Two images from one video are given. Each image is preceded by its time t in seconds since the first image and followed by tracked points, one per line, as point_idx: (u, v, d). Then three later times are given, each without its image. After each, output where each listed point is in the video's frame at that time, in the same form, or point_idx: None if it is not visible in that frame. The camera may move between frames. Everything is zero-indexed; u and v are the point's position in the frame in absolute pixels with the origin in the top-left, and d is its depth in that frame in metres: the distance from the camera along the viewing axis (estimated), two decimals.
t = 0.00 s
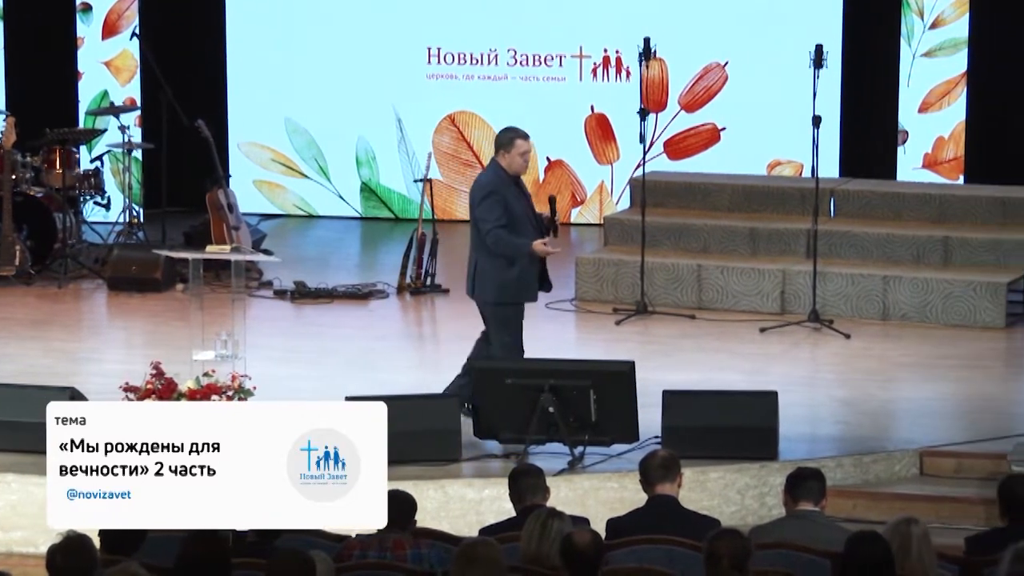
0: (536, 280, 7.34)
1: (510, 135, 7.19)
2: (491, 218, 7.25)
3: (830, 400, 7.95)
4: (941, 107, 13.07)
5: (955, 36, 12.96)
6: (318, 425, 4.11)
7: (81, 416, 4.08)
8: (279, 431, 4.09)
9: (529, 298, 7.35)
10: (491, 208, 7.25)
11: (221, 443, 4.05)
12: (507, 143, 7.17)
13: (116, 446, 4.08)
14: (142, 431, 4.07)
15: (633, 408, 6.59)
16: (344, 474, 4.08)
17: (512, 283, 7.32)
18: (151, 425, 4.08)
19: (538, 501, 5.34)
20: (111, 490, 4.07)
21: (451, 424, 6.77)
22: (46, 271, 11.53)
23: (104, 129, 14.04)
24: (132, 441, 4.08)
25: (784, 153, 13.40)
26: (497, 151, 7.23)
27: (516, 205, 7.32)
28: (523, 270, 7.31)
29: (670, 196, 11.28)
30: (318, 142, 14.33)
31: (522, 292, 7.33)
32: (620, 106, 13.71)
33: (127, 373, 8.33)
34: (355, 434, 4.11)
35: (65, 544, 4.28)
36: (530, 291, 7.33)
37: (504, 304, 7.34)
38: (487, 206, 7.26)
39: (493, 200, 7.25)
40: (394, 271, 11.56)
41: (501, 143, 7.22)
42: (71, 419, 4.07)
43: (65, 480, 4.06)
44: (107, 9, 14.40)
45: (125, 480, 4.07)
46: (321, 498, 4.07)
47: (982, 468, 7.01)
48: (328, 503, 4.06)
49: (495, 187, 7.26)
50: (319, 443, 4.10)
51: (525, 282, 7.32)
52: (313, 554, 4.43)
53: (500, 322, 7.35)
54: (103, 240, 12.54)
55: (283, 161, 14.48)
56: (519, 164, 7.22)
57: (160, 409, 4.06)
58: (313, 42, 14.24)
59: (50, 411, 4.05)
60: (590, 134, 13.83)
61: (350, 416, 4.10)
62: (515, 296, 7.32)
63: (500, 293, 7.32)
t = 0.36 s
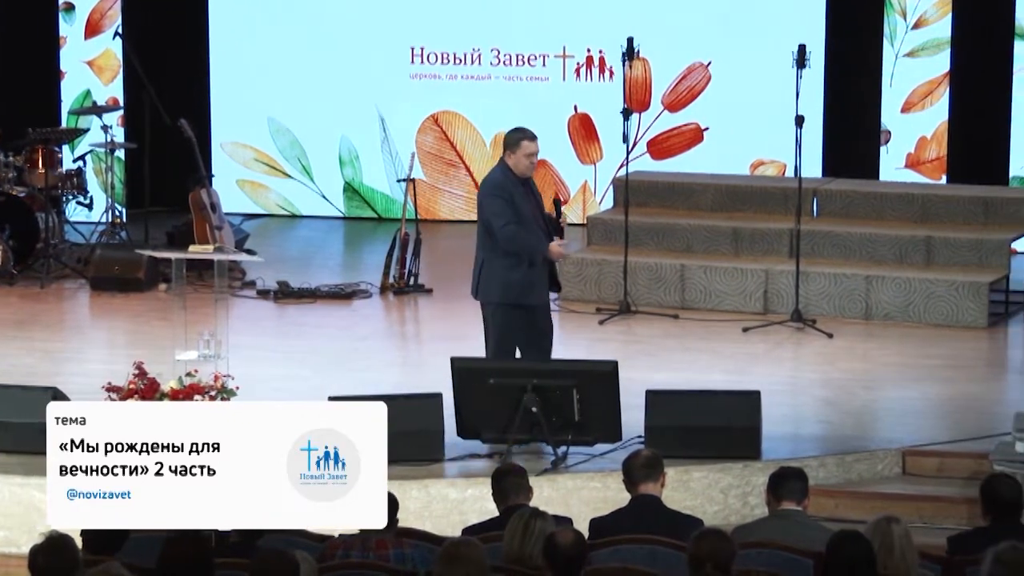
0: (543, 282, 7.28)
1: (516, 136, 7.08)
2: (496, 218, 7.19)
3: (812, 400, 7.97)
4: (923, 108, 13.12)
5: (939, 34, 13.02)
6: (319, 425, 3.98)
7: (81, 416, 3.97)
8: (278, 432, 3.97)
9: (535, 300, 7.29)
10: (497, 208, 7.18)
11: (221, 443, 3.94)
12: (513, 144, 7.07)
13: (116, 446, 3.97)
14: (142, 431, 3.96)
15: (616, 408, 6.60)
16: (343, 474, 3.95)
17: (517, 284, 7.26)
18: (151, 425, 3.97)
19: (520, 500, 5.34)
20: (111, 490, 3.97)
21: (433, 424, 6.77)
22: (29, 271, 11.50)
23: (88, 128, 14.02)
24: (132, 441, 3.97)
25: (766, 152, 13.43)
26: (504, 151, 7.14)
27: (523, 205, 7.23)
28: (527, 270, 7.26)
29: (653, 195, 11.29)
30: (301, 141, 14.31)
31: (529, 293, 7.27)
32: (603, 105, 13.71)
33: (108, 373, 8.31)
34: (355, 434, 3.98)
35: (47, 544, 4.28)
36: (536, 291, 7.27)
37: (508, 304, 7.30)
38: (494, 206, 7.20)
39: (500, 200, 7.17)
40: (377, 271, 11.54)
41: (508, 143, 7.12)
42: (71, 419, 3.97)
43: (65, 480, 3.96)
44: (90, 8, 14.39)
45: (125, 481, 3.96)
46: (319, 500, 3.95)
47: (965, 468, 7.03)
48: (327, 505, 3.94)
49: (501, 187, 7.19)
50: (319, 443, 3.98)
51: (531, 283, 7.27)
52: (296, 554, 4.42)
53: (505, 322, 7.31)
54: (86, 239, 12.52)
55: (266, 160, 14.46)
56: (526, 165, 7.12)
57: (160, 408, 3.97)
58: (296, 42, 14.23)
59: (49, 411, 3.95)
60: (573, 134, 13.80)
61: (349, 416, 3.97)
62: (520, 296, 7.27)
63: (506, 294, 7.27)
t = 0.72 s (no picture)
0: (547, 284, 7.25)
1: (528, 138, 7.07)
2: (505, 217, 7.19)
3: (794, 399, 7.98)
4: (905, 107, 13.15)
5: (920, 35, 13.03)
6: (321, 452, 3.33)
7: (82, 445, 3.28)
8: (274, 459, 3.32)
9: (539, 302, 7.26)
10: (507, 207, 7.19)
11: (222, 474, 3.26)
12: (524, 146, 7.06)
13: (117, 476, 3.28)
14: (145, 459, 3.27)
15: (598, 408, 6.60)
16: (343, 504, 3.30)
17: (521, 284, 7.24)
18: (150, 451, 3.27)
19: (504, 500, 5.34)
20: (109, 522, 3.26)
21: (416, 424, 6.78)
22: (10, 271, 11.46)
23: (69, 127, 14.00)
24: (131, 471, 3.27)
25: (749, 152, 13.44)
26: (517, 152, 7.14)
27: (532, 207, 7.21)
28: (533, 271, 7.24)
29: (636, 195, 11.29)
30: (283, 141, 14.30)
31: (533, 294, 7.25)
32: (585, 105, 13.72)
33: (91, 373, 8.29)
34: (355, 459, 3.33)
35: (29, 544, 4.27)
36: (540, 293, 7.24)
37: (512, 304, 7.28)
38: (504, 206, 7.20)
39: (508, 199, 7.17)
40: (360, 271, 11.54)
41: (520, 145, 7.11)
42: (71, 449, 3.28)
43: (63, 512, 3.24)
44: (71, 8, 14.36)
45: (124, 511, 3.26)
46: (320, 536, 3.28)
47: (947, 467, 7.05)
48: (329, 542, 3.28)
49: (513, 187, 7.20)
50: (320, 473, 3.32)
51: (535, 284, 7.24)
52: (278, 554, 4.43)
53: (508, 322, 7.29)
54: (68, 239, 12.50)
55: (248, 160, 14.44)
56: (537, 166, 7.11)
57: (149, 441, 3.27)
58: (278, 41, 14.22)
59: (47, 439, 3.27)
60: (556, 135, 13.81)
61: (355, 443, 3.32)
62: (524, 297, 7.25)
63: (510, 294, 7.25)
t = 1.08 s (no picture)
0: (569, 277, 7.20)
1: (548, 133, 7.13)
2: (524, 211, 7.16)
3: (779, 399, 7.99)
4: (890, 107, 13.17)
5: (905, 35, 13.05)
6: None
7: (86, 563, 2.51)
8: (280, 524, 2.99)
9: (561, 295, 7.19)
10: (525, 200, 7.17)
11: None
12: (545, 140, 7.12)
13: None
14: None
15: (583, 408, 6.61)
16: None
17: (545, 276, 7.18)
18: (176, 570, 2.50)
19: (489, 500, 5.34)
20: None
21: (401, 424, 6.78)
22: None
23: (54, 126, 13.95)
24: None
25: (733, 152, 13.45)
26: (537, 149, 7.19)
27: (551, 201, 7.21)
28: (554, 263, 7.18)
29: (621, 195, 11.30)
30: (268, 141, 14.28)
31: (556, 287, 7.18)
32: (570, 105, 13.70)
33: (76, 373, 8.27)
34: None
35: (14, 544, 4.26)
36: (563, 286, 7.19)
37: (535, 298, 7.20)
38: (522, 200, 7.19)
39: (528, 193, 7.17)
40: (345, 271, 11.53)
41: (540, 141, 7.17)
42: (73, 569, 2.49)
43: None
44: (55, 8, 14.31)
45: None
46: None
47: (931, 467, 7.06)
48: None
49: (531, 182, 7.20)
50: None
51: (557, 277, 7.18)
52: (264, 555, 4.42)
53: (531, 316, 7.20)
54: (53, 239, 12.48)
55: (234, 160, 14.43)
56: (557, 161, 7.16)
57: (173, 573, 2.50)
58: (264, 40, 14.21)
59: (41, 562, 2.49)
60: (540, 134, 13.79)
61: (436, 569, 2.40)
62: (546, 290, 7.18)
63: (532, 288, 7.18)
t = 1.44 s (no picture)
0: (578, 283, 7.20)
1: (565, 137, 7.02)
2: (535, 220, 7.07)
3: (773, 399, 7.99)
4: (884, 107, 13.12)
5: (897, 36, 13.03)
6: None
7: None
8: None
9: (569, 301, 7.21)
10: (537, 208, 7.07)
11: None
12: (563, 144, 7.01)
13: None
14: None
15: (577, 408, 6.62)
16: None
17: (553, 285, 7.17)
18: None
19: (483, 500, 5.34)
20: None
21: (395, 424, 6.79)
22: None
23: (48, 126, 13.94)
24: None
25: (728, 152, 13.47)
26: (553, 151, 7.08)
27: (564, 207, 7.14)
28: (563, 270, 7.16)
29: (616, 196, 11.30)
30: (262, 141, 14.28)
31: (564, 293, 7.19)
32: (566, 105, 13.68)
33: (70, 373, 8.26)
34: None
35: (10, 545, 4.26)
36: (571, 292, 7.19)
37: (544, 304, 7.21)
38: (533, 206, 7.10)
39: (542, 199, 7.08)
40: (339, 271, 11.52)
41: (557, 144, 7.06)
42: None
43: None
44: (49, 7, 14.26)
45: None
46: None
47: (925, 467, 7.07)
48: None
49: (545, 186, 7.10)
50: None
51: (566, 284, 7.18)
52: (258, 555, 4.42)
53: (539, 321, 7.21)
54: (47, 239, 12.47)
55: (227, 160, 14.42)
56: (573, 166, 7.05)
57: None
58: (257, 40, 14.20)
59: None
60: (534, 134, 13.78)
61: None
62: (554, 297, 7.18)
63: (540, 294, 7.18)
